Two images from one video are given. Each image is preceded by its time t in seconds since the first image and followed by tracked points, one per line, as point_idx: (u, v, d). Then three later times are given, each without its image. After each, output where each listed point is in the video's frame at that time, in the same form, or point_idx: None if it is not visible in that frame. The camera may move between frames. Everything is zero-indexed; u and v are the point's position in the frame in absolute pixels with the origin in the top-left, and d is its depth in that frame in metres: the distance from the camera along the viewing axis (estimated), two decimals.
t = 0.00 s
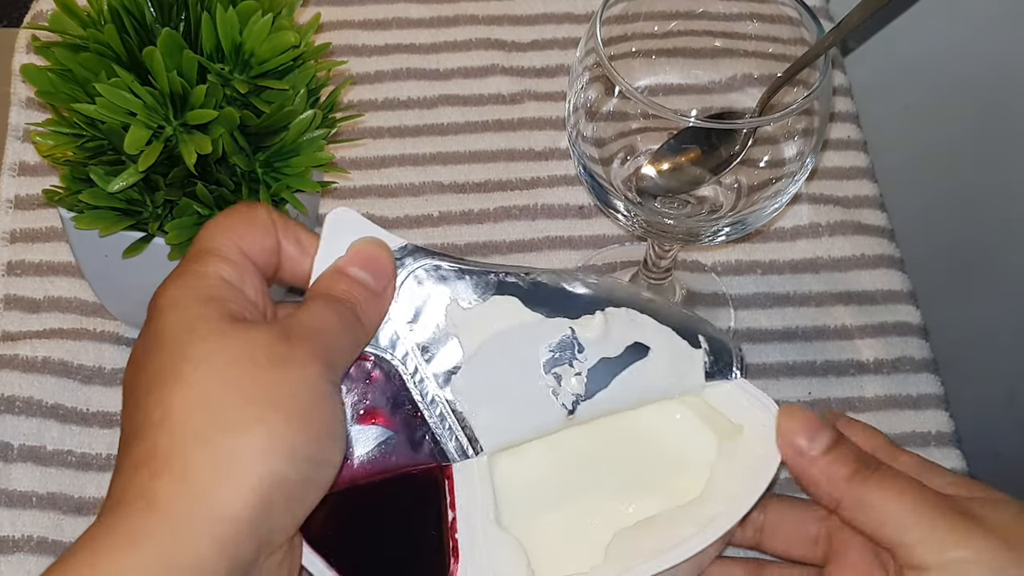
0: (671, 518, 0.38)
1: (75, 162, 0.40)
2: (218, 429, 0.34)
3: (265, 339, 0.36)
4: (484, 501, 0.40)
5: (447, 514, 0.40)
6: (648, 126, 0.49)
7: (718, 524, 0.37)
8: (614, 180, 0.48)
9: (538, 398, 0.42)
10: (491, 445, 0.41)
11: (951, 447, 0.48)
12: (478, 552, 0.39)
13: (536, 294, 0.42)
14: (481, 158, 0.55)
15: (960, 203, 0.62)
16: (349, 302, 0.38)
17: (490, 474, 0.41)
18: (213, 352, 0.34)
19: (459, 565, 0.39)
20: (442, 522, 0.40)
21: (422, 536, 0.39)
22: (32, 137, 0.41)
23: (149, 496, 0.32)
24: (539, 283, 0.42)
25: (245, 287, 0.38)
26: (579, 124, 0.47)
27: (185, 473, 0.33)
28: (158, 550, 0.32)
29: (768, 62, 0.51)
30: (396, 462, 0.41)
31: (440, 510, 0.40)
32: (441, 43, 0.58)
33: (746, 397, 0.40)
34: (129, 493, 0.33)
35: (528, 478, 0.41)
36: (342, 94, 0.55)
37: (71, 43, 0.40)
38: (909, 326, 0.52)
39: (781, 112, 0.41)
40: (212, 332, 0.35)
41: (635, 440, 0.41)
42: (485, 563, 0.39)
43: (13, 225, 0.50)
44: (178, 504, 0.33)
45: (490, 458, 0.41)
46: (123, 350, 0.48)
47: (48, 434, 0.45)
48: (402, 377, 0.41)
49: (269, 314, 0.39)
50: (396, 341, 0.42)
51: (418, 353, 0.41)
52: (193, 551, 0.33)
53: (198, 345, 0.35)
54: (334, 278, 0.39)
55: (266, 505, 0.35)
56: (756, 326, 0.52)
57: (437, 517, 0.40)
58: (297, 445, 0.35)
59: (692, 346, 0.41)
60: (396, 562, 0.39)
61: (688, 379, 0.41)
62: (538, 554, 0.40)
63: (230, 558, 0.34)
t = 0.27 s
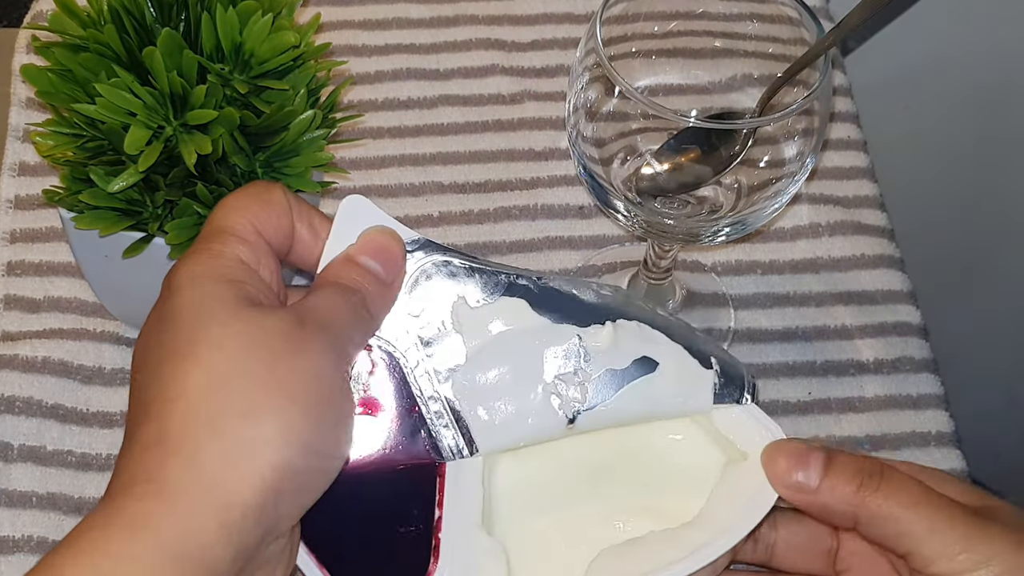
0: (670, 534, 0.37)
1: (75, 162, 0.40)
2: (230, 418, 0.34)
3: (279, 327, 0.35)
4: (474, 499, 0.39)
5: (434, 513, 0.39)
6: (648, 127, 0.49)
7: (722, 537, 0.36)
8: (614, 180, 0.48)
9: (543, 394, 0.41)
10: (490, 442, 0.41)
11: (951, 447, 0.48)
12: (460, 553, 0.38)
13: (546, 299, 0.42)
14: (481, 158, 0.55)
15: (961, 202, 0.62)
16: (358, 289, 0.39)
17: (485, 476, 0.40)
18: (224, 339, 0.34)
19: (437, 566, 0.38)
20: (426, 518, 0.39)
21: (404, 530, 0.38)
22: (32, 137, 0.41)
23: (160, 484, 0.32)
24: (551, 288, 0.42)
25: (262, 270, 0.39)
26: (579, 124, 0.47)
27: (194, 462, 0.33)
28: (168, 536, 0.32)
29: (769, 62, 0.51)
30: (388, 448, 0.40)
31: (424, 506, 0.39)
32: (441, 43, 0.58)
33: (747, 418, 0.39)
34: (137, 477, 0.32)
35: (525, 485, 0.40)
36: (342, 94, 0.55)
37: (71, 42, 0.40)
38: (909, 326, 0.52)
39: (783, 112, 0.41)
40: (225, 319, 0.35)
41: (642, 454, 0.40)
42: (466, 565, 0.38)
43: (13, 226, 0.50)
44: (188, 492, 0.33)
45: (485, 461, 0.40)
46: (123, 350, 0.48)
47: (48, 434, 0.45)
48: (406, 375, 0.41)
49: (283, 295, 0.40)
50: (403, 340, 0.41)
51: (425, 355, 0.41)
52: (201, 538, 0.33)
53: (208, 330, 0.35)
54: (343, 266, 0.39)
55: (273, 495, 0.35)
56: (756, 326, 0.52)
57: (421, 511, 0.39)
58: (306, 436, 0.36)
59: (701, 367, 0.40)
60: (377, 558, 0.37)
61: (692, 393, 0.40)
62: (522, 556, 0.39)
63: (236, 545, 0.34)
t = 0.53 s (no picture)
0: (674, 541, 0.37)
1: (75, 162, 0.40)
2: (225, 408, 0.33)
3: (265, 318, 0.36)
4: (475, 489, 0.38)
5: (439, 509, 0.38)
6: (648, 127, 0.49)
7: (727, 548, 0.35)
8: (614, 180, 0.48)
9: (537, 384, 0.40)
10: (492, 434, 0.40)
11: (951, 447, 0.48)
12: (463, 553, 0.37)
13: (526, 280, 0.41)
14: (481, 158, 0.55)
15: (961, 201, 0.62)
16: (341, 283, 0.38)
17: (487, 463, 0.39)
18: (212, 332, 0.34)
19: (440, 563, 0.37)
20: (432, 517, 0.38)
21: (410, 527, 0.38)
22: (32, 137, 0.41)
23: (156, 476, 0.32)
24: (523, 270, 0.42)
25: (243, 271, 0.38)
26: (578, 124, 0.47)
27: (190, 451, 0.33)
28: (169, 527, 0.32)
29: (769, 62, 0.51)
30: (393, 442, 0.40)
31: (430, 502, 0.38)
32: (441, 43, 0.58)
33: (749, 422, 0.38)
34: (137, 472, 0.32)
35: (523, 475, 0.40)
36: (342, 94, 0.55)
37: (71, 43, 0.40)
38: (909, 326, 0.52)
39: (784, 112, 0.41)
40: (214, 313, 0.35)
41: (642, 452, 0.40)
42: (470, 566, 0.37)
43: (13, 225, 0.50)
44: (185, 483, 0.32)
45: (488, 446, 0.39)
46: (124, 350, 0.48)
47: (48, 434, 0.45)
48: (396, 364, 0.41)
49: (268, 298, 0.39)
50: (392, 330, 0.41)
51: (414, 343, 0.41)
52: (203, 527, 0.32)
53: (195, 324, 0.35)
54: (321, 263, 0.39)
55: (274, 483, 0.35)
56: (756, 326, 0.52)
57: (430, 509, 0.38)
58: (304, 421, 0.36)
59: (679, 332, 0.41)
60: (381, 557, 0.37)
61: (680, 386, 0.40)
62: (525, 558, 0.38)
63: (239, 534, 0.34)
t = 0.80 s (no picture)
0: (694, 557, 0.36)
1: (75, 162, 0.40)
2: (189, 383, 0.34)
3: (228, 297, 0.36)
4: (495, 485, 0.38)
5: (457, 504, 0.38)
6: (648, 127, 0.49)
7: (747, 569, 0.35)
8: (614, 180, 0.48)
9: (538, 348, 0.41)
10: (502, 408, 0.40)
11: (951, 447, 0.48)
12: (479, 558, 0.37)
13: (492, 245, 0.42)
14: (481, 158, 0.55)
15: (961, 201, 0.62)
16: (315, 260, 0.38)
17: (510, 454, 0.39)
18: (167, 309, 0.35)
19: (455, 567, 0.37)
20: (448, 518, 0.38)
21: (427, 528, 0.38)
22: (32, 137, 0.41)
23: (121, 448, 0.32)
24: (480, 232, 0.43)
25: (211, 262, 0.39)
26: (578, 124, 0.47)
27: (152, 424, 0.33)
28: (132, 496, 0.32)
29: (769, 62, 0.51)
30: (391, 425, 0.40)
31: (447, 505, 0.38)
32: (441, 43, 0.58)
33: (762, 425, 0.37)
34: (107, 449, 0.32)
35: (546, 473, 0.40)
36: (342, 94, 0.55)
37: (71, 43, 0.40)
38: (909, 326, 0.52)
39: (784, 112, 0.41)
40: (178, 296, 0.35)
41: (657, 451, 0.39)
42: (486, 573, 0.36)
43: (13, 225, 0.50)
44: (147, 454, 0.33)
45: (511, 436, 0.40)
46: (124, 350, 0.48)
47: (48, 434, 0.45)
48: (385, 335, 0.41)
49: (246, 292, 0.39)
50: (380, 304, 0.41)
51: (403, 313, 0.41)
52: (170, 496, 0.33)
53: (153, 307, 0.35)
54: (293, 243, 0.39)
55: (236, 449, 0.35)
56: (756, 326, 0.52)
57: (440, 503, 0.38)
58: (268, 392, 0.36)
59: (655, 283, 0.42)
60: (391, 553, 0.37)
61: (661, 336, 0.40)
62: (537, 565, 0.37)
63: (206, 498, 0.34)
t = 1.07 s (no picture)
0: (687, 558, 0.36)
1: (75, 162, 0.40)
2: (155, 392, 0.35)
3: (188, 306, 0.37)
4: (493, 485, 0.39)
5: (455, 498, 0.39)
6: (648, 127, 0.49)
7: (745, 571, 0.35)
8: (614, 180, 0.48)
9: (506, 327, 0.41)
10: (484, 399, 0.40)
11: (951, 447, 0.48)
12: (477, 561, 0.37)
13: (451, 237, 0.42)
14: (481, 158, 0.55)
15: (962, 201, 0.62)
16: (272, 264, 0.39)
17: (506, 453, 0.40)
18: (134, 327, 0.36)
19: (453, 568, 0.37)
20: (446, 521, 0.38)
21: (427, 530, 0.38)
22: (33, 137, 0.41)
23: (98, 462, 0.34)
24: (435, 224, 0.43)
25: (164, 279, 0.39)
26: (579, 124, 0.47)
27: (126, 434, 0.34)
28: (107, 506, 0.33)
29: (769, 62, 0.51)
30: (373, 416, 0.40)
31: (446, 505, 0.39)
32: (441, 43, 0.58)
33: (756, 424, 0.37)
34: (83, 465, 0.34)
35: (541, 469, 0.40)
36: (342, 94, 0.55)
37: (71, 43, 0.40)
38: (909, 326, 0.52)
39: (784, 112, 0.41)
40: (138, 311, 0.36)
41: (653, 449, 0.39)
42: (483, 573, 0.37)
43: (13, 226, 0.50)
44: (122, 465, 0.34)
45: (508, 434, 0.40)
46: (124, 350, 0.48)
47: (48, 434, 0.45)
48: (356, 327, 0.40)
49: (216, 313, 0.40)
50: (345, 297, 0.40)
51: (369, 301, 0.40)
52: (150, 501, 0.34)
53: (120, 327, 0.36)
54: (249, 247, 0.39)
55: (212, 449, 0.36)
56: (756, 326, 0.52)
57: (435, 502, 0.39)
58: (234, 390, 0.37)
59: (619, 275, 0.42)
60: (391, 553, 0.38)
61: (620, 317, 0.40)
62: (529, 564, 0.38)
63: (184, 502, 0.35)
